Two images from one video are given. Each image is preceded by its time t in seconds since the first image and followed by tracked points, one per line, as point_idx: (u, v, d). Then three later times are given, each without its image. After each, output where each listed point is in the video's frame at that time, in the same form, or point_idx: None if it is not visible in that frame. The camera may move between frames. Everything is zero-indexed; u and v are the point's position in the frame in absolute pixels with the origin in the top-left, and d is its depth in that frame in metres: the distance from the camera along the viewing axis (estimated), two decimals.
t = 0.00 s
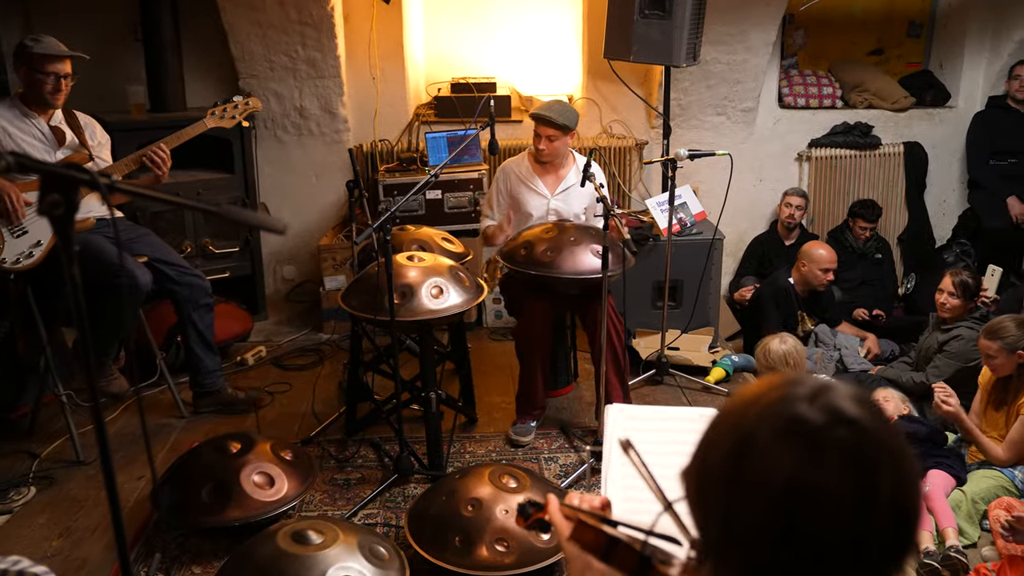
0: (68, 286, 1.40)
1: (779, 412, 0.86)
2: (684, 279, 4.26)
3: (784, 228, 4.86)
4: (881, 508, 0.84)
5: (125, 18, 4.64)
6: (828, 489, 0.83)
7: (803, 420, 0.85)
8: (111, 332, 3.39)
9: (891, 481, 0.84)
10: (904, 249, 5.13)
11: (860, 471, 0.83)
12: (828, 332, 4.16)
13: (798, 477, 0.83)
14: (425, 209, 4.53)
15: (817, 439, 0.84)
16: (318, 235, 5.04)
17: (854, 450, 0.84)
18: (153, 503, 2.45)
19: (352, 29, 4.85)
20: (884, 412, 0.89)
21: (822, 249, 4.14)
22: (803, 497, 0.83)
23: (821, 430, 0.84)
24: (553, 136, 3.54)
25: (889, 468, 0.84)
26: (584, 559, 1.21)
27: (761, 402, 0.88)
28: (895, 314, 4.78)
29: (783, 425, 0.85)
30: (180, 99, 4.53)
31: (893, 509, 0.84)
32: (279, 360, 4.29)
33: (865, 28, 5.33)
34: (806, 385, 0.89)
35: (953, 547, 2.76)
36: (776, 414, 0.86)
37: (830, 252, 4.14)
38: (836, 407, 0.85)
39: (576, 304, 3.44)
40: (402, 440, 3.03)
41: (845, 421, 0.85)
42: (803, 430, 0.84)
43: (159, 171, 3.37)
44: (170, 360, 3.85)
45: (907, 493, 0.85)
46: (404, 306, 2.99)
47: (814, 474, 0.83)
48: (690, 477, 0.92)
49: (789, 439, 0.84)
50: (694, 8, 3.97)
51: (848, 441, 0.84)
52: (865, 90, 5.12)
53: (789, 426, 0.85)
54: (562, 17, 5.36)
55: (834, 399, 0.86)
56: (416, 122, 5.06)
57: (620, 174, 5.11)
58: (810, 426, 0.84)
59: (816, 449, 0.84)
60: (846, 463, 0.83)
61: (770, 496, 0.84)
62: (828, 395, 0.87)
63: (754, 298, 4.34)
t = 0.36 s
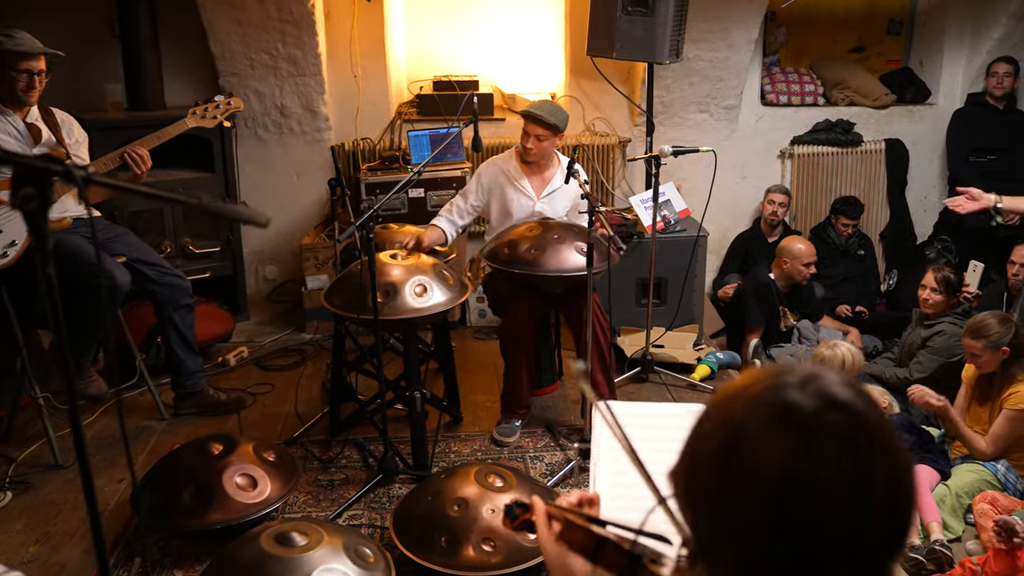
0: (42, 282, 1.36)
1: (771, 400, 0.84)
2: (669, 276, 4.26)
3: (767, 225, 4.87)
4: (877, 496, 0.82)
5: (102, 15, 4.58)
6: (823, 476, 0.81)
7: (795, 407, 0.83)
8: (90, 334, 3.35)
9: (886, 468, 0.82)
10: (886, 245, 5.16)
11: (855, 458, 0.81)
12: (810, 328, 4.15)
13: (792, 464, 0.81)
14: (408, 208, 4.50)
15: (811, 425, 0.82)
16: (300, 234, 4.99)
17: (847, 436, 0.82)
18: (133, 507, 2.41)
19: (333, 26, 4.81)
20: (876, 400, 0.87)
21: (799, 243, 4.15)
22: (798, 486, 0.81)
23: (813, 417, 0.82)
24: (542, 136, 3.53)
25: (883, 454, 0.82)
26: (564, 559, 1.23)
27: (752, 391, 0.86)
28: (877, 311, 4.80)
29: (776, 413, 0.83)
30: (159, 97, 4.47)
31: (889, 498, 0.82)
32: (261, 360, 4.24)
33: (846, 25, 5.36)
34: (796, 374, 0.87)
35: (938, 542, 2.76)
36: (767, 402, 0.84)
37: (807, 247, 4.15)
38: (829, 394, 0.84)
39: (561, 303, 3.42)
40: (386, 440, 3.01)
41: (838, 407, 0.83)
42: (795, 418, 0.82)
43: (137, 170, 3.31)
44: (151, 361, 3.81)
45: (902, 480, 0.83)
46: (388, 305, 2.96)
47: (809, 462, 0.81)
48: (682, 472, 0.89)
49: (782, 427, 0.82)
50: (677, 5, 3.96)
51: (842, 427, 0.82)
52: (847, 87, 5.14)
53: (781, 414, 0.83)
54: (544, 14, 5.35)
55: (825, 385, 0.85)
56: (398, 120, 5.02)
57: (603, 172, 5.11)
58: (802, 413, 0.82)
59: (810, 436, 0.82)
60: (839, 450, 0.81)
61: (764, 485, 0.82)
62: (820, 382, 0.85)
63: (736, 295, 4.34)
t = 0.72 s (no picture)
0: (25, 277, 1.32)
1: (772, 374, 0.82)
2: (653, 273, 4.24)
3: (749, 222, 4.89)
4: (882, 468, 0.81)
5: (77, 13, 4.51)
6: (827, 450, 0.80)
7: (796, 380, 0.81)
8: (69, 335, 3.29)
9: (889, 440, 0.81)
10: (867, 242, 5.20)
11: (859, 431, 0.80)
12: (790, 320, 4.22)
13: (795, 439, 0.80)
14: (390, 206, 4.46)
15: (813, 399, 0.80)
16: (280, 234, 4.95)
17: (850, 408, 0.80)
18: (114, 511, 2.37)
19: (313, 23, 4.76)
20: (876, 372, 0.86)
21: (775, 237, 4.23)
22: (802, 460, 0.80)
23: (815, 389, 0.81)
24: (526, 137, 3.51)
25: (886, 427, 0.81)
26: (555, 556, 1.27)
27: (751, 366, 0.84)
28: (859, 306, 4.83)
29: (778, 387, 0.81)
30: (136, 96, 4.41)
31: (892, 470, 0.81)
32: (243, 362, 4.19)
33: (826, 23, 5.39)
34: (797, 348, 0.86)
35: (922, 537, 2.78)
36: (768, 375, 0.82)
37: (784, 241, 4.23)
38: (830, 365, 0.82)
39: (548, 301, 3.41)
40: (371, 440, 2.98)
41: (839, 378, 0.81)
42: (797, 391, 0.81)
43: (117, 169, 3.26)
44: (129, 363, 3.73)
45: (905, 451, 0.82)
46: (373, 304, 2.93)
47: (812, 436, 0.80)
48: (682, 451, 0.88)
49: (784, 401, 0.81)
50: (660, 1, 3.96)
51: (844, 400, 0.80)
52: (827, 85, 5.16)
53: (783, 388, 0.81)
54: (525, 12, 5.34)
55: (825, 357, 0.83)
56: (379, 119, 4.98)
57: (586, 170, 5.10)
58: (803, 385, 0.81)
59: (813, 409, 0.80)
60: (842, 422, 0.80)
61: (767, 460, 0.80)
62: (819, 355, 0.84)
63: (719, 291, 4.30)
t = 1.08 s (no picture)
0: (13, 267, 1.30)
1: (838, 365, 0.76)
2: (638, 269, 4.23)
3: (731, 218, 4.89)
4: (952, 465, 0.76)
5: (47, 8, 4.40)
6: (900, 442, 0.74)
7: (863, 371, 0.76)
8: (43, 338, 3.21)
9: (960, 431, 0.77)
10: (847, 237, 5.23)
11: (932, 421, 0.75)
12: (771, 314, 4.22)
13: (867, 432, 0.74)
14: (371, 204, 4.40)
15: (883, 391, 0.75)
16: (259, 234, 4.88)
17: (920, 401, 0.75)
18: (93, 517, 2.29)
19: (291, 19, 4.69)
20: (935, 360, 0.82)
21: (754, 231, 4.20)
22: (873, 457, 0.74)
23: (884, 381, 0.75)
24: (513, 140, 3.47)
25: (956, 416, 0.77)
26: (587, 539, 1.18)
27: (813, 354, 0.78)
28: (839, 301, 4.85)
29: (845, 377, 0.76)
30: (109, 93, 4.31)
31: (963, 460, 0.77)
32: (222, 363, 4.12)
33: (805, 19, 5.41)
34: (855, 335, 0.80)
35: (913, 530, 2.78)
36: (834, 366, 0.76)
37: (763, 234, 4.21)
38: (896, 356, 0.77)
39: (535, 300, 3.35)
40: (358, 440, 2.93)
41: (906, 368, 0.77)
42: (866, 384, 0.75)
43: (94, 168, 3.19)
44: (105, 366, 3.65)
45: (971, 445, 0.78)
46: (358, 302, 2.88)
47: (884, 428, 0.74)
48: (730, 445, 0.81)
49: (852, 392, 0.75)
50: None
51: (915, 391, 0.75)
52: (806, 81, 5.20)
53: (851, 378, 0.76)
54: (504, 8, 5.30)
55: (889, 345, 0.78)
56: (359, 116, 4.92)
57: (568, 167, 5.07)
58: (871, 375, 0.75)
59: (882, 400, 0.75)
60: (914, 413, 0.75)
61: (836, 454, 0.75)
62: (883, 344, 0.79)
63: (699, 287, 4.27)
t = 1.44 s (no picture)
0: None
1: (842, 390, 0.76)
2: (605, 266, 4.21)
3: (695, 214, 4.89)
4: (968, 500, 0.73)
5: None
6: (913, 470, 0.72)
7: (870, 398, 0.75)
8: None
9: (978, 461, 0.74)
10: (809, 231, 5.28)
11: (947, 450, 0.73)
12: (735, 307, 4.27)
13: (875, 459, 0.73)
14: (333, 204, 4.31)
15: (890, 418, 0.74)
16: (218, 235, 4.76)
17: (933, 431, 0.74)
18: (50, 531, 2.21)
19: (249, 13, 4.60)
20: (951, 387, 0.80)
21: (718, 228, 4.24)
22: (882, 487, 0.72)
23: (892, 407, 0.74)
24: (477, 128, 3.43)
25: (973, 444, 0.74)
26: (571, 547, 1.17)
27: (816, 379, 0.78)
28: (803, 295, 4.88)
29: (852, 404, 0.75)
30: (59, 91, 4.18)
31: (984, 492, 0.74)
32: (182, 368, 4.01)
33: (765, 15, 5.45)
34: (865, 360, 0.80)
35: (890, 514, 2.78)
36: (838, 391, 0.76)
37: (727, 232, 4.24)
38: (906, 382, 0.76)
39: (502, 296, 3.32)
40: (324, 444, 2.86)
41: (918, 396, 0.75)
42: (872, 409, 0.74)
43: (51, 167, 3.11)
44: (59, 373, 3.53)
45: (995, 486, 0.75)
46: (323, 302, 2.81)
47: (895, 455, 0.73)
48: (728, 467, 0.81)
49: (860, 418, 0.74)
50: None
51: (927, 417, 0.74)
52: (768, 77, 5.25)
53: (857, 404, 0.75)
54: (466, 5, 5.26)
55: (898, 372, 0.77)
56: (319, 114, 4.83)
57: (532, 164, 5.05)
58: (879, 401, 0.75)
59: (893, 426, 0.73)
60: (926, 441, 0.73)
61: (844, 482, 0.73)
62: (892, 369, 0.78)
63: (666, 283, 4.28)
